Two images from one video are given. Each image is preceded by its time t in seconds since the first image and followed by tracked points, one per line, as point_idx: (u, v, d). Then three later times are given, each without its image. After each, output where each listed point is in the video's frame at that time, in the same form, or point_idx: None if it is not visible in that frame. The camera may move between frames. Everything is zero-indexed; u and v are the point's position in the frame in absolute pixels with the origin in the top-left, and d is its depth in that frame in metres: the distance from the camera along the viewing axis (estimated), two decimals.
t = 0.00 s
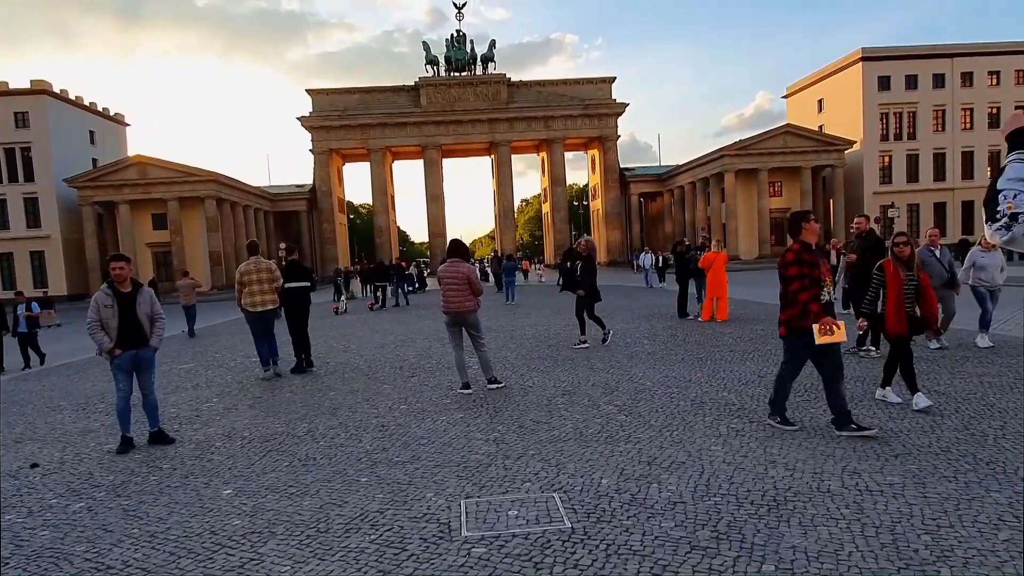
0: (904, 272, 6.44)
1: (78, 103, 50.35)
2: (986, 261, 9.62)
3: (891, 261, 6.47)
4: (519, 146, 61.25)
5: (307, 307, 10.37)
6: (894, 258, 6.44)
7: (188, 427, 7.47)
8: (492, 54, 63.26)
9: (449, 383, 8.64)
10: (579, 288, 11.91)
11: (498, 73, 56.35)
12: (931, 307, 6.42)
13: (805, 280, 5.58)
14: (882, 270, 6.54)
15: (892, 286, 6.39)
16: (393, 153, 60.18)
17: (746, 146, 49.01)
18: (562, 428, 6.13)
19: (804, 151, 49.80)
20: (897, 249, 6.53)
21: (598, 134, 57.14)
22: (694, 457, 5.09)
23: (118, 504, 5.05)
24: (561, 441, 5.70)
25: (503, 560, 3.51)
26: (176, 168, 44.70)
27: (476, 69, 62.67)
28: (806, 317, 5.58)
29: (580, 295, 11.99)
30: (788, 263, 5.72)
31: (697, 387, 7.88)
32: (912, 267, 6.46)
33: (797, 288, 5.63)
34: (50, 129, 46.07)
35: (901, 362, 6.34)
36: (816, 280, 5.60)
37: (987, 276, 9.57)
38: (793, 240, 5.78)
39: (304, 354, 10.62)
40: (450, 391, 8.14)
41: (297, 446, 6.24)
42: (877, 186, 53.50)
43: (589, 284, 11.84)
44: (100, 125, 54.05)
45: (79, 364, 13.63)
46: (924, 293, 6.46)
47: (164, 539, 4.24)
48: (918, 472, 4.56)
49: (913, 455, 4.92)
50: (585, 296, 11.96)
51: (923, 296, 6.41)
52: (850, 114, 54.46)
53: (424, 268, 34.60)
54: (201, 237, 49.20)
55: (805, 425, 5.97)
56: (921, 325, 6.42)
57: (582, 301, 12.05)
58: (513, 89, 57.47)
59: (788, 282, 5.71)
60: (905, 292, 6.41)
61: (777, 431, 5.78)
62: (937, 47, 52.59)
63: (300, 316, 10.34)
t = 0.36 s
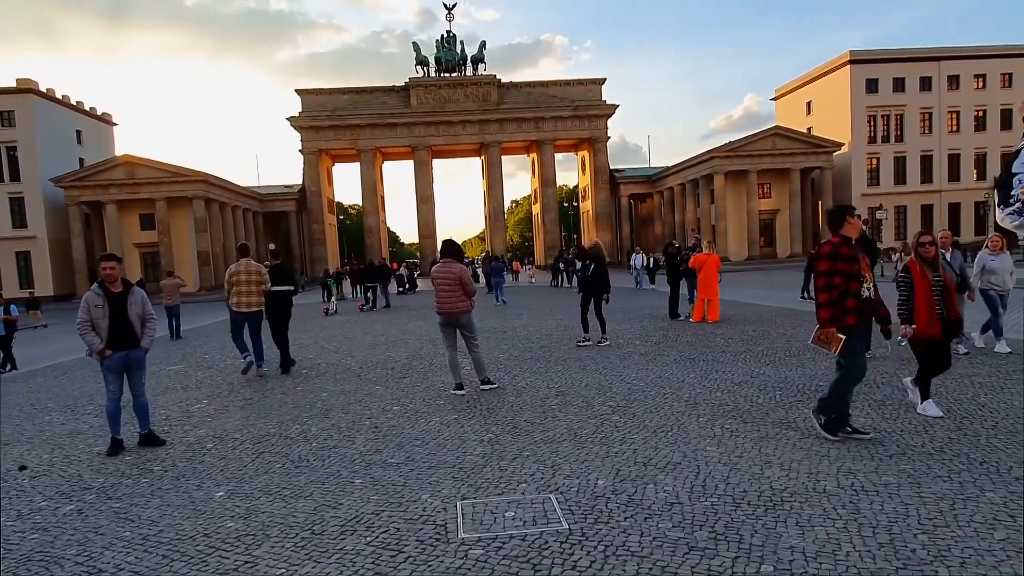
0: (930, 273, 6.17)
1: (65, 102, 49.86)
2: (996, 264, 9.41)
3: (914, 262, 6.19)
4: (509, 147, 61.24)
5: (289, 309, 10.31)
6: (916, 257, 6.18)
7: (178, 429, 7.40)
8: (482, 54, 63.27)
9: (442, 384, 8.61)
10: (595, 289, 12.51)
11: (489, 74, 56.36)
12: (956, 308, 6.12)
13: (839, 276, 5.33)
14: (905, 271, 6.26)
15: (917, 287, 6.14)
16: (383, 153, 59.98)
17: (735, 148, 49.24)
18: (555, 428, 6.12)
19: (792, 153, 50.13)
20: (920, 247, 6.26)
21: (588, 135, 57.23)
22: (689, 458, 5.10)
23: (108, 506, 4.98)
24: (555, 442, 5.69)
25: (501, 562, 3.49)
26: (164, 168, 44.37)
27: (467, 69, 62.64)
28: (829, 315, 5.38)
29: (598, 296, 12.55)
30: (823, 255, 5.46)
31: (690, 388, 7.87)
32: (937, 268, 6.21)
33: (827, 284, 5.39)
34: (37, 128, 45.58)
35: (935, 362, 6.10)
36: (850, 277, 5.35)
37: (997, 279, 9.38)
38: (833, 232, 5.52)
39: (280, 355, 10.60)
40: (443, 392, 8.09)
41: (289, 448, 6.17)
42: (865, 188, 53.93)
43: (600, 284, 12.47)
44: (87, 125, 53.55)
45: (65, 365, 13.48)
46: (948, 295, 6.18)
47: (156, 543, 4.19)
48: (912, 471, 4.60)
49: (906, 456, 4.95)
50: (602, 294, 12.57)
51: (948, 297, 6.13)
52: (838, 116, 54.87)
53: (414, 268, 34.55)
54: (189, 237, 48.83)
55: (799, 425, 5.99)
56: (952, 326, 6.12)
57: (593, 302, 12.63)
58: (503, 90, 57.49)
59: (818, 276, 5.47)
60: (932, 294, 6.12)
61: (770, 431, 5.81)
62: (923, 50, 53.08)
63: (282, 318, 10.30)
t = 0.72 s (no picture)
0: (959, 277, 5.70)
1: (50, 102, 49.33)
2: (1007, 265, 8.92)
3: (947, 264, 5.72)
4: (499, 149, 61.24)
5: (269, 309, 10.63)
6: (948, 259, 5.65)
7: (166, 432, 7.30)
8: (472, 56, 63.27)
9: (434, 386, 8.56)
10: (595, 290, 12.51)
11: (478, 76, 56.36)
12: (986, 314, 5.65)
13: (883, 286, 4.95)
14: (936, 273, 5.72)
15: (948, 286, 5.68)
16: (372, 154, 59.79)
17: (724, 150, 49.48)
18: (549, 431, 6.09)
19: (781, 155, 50.42)
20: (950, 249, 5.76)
21: (577, 137, 57.31)
22: (685, 459, 5.08)
23: (96, 510, 4.89)
24: (549, 444, 5.66)
25: (497, 567, 3.44)
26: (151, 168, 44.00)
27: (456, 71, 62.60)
28: (874, 327, 4.97)
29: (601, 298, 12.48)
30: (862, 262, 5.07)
31: (682, 389, 7.86)
32: (968, 271, 5.77)
33: (871, 293, 5.01)
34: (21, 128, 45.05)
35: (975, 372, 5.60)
36: (895, 285, 4.98)
37: (1006, 282, 8.96)
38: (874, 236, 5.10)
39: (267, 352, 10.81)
40: (435, 394, 8.03)
41: (279, 451, 6.09)
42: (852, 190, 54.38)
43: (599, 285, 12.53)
44: (72, 125, 53.01)
45: (50, 368, 13.29)
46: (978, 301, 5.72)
47: (146, 548, 4.11)
48: (907, 472, 4.60)
49: (901, 457, 4.95)
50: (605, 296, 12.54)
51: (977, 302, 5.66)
52: (825, 119, 55.29)
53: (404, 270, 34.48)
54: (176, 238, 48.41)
55: (792, 426, 5.99)
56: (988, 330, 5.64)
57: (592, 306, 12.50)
58: (492, 92, 57.53)
59: (863, 283, 5.04)
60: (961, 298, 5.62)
61: (764, 433, 5.80)
62: (909, 53, 53.64)
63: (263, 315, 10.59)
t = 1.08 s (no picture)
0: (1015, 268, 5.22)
1: (41, 101, 48.90)
2: None
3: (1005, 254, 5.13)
4: (493, 148, 61.00)
5: (247, 311, 11.15)
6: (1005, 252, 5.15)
7: (152, 435, 7.08)
8: (466, 54, 63.02)
9: (427, 387, 8.35)
10: (586, 287, 12.30)
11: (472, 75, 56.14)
12: None
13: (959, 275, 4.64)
14: (991, 266, 5.17)
15: (1004, 282, 5.12)
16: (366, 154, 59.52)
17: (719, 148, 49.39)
18: (545, 432, 5.90)
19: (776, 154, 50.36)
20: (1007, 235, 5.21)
21: (572, 135, 57.17)
22: (686, 462, 4.90)
23: (73, 519, 4.68)
24: (546, 446, 5.47)
25: None
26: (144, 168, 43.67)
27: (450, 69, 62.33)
28: (969, 318, 4.57)
29: (588, 295, 12.26)
30: (929, 252, 4.72)
31: (681, 389, 7.68)
32: None
33: (951, 284, 4.64)
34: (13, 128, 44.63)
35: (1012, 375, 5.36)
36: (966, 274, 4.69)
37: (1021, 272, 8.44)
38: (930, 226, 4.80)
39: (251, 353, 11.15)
40: (428, 395, 7.83)
41: (266, 456, 5.89)
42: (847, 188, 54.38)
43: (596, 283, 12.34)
44: (64, 125, 52.57)
45: (36, 370, 13.02)
46: None
47: (122, 558, 3.91)
48: (917, 475, 4.44)
49: (910, 457, 4.79)
50: (593, 294, 12.31)
51: None
52: (820, 117, 55.27)
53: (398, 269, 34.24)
54: (169, 238, 48.06)
55: (795, 427, 5.83)
56: None
57: (586, 303, 12.36)
58: (487, 91, 57.36)
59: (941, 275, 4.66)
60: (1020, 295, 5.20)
61: (768, 433, 5.63)
62: (903, 51, 53.69)
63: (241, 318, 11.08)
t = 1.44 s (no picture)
0: None
1: (39, 101, 48.67)
2: None
3: None
4: (493, 147, 60.78)
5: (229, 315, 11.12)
6: None
7: (141, 443, 6.87)
8: (465, 53, 62.75)
9: (425, 391, 8.12)
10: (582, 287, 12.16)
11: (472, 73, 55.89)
12: None
13: None
14: None
15: None
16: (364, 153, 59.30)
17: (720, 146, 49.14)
18: (547, 440, 5.68)
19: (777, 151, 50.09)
20: None
21: (572, 134, 56.92)
22: (695, 473, 4.68)
23: (53, 535, 4.47)
24: (548, 456, 5.25)
25: None
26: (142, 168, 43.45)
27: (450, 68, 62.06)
28: None
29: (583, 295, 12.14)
30: (1010, 249, 4.25)
31: (686, 393, 7.46)
32: None
33: None
34: (10, 128, 44.42)
35: None
36: None
37: None
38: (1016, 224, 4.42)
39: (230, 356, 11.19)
40: (426, 400, 7.61)
41: (256, 466, 5.67)
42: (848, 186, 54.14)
43: (598, 283, 12.13)
44: (62, 124, 52.33)
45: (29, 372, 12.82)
46: None
47: None
48: (938, 487, 4.21)
49: (930, 468, 4.57)
50: (589, 294, 12.17)
51: None
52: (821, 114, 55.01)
53: (397, 268, 34.03)
54: (168, 238, 47.85)
55: (806, 434, 5.61)
56: None
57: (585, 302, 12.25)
58: (486, 89, 57.11)
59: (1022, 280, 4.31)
60: None
61: (779, 441, 5.40)
62: (905, 48, 53.42)
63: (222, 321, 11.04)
